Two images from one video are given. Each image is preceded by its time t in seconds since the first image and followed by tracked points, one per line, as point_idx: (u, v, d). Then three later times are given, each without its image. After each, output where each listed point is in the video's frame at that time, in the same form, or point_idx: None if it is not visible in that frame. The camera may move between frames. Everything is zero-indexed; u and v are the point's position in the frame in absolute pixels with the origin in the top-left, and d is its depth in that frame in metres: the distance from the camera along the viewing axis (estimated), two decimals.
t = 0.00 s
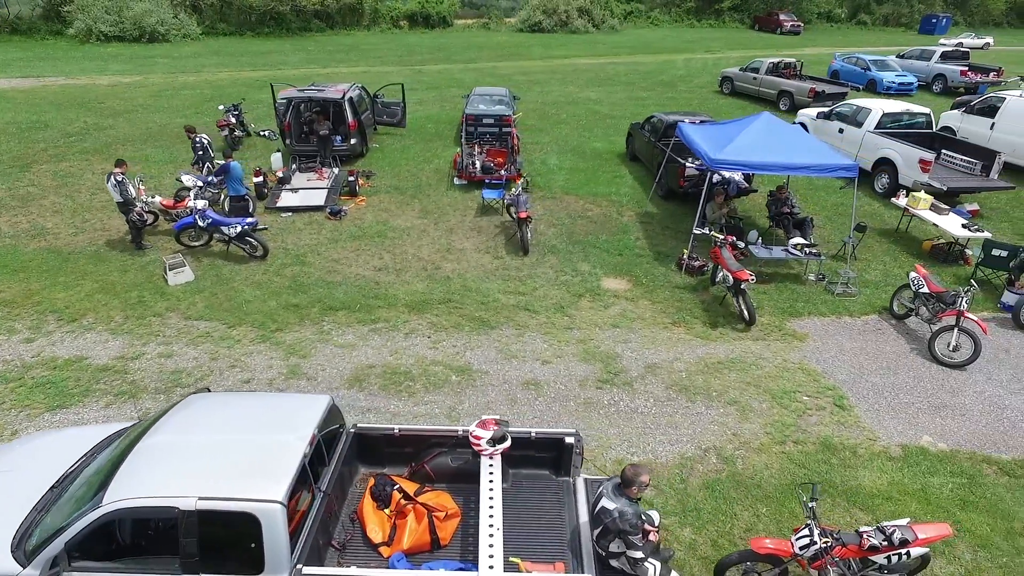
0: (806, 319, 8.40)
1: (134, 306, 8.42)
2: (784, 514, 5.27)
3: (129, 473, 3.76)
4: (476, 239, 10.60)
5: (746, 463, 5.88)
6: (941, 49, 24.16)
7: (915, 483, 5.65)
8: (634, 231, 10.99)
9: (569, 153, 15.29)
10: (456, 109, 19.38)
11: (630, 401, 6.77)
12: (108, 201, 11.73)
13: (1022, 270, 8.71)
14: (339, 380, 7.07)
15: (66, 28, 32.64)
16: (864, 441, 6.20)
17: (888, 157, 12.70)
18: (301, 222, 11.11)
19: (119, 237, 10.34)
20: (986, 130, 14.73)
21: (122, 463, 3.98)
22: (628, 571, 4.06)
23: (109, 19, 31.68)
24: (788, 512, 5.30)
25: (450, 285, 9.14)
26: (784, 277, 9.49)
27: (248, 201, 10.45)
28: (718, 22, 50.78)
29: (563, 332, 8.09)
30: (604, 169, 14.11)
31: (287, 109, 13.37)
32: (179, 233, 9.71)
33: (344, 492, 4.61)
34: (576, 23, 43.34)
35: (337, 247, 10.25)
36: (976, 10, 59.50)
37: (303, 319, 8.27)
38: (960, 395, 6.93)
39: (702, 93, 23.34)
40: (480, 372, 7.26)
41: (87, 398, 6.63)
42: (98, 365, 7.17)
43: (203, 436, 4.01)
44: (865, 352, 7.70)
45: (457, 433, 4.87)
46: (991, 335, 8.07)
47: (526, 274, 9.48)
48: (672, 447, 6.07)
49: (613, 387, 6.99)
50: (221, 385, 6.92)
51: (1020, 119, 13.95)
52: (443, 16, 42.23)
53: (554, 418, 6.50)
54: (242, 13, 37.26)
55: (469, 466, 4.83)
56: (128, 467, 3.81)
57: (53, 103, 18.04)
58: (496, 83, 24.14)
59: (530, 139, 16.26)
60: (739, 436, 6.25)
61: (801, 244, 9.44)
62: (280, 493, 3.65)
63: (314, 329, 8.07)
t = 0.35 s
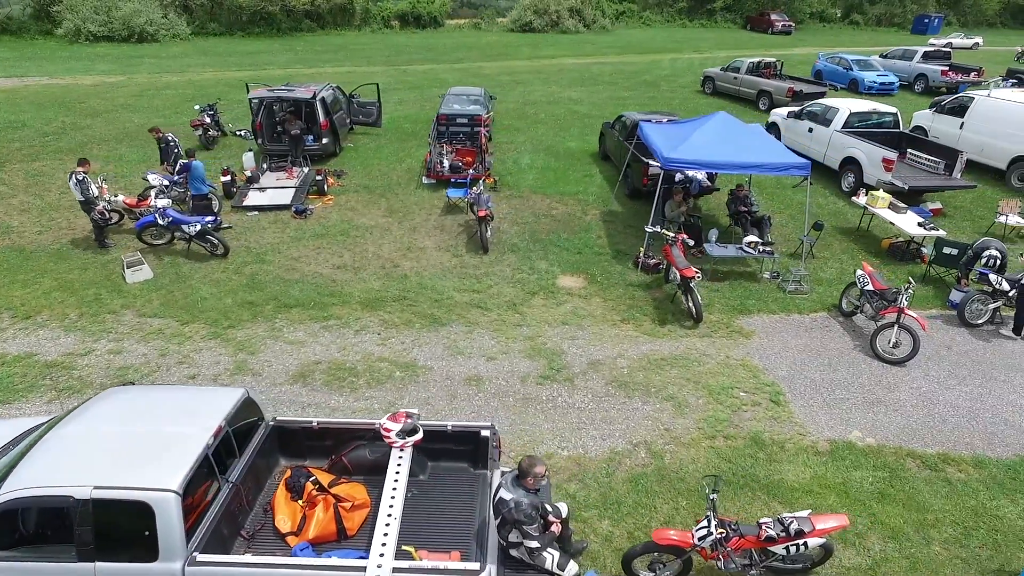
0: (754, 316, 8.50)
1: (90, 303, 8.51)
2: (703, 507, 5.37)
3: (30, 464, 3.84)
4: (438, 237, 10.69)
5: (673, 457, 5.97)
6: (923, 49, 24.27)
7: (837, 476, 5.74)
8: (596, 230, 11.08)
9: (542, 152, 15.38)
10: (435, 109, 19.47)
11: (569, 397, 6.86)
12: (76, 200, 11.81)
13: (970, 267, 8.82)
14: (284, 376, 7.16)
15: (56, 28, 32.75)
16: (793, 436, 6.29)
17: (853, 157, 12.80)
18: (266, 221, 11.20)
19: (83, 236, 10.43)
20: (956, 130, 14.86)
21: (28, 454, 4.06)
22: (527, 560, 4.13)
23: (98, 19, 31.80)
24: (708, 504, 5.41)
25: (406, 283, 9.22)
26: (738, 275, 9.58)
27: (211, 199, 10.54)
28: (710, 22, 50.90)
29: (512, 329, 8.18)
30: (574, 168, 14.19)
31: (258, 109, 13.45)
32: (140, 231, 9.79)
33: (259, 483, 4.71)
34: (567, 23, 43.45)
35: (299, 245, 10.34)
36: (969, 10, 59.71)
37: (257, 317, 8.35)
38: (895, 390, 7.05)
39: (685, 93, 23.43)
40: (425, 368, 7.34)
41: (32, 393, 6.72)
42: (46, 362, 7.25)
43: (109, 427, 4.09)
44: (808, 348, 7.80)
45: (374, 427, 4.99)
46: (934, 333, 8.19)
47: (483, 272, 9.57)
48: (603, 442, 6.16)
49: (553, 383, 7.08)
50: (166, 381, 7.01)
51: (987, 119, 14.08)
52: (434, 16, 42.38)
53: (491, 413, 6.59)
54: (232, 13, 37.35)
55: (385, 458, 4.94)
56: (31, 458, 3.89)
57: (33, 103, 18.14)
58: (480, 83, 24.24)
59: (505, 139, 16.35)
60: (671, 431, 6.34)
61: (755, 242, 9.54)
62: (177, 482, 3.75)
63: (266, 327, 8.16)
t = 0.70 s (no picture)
0: (701, 314, 8.56)
1: (42, 301, 8.58)
2: (618, 500, 5.46)
3: None
4: (398, 236, 10.76)
5: (598, 452, 6.04)
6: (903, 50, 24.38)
7: (756, 471, 5.82)
8: (556, 229, 11.14)
9: (514, 151, 15.47)
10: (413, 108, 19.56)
11: (504, 393, 6.93)
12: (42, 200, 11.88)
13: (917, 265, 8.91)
14: (225, 372, 7.23)
15: (44, 28, 32.87)
16: (720, 431, 6.36)
17: (817, 156, 12.88)
18: (229, 219, 11.27)
19: (44, 235, 10.50)
20: (924, 130, 14.97)
21: None
22: (423, 550, 4.25)
23: (86, 19, 31.92)
24: (625, 497, 5.49)
25: (359, 281, 9.29)
26: (691, 273, 9.65)
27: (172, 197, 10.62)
28: (701, 22, 51.06)
29: (459, 326, 8.25)
30: (543, 167, 14.27)
31: (228, 109, 13.52)
32: (98, 230, 9.87)
33: (170, 475, 4.77)
34: (556, 23, 43.57)
35: (258, 243, 10.41)
36: (961, 10, 59.96)
37: (206, 314, 8.42)
38: (829, 387, 7.11)
39: (666, 93, 23.51)
40: (366, 365, 7.41)
41: None
42: None
43: (9, 416, 4.14)
44: (749, 345, 7.86)
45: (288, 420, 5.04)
46: (876, 330, 8.27)
47: (437, 270, 9.65)
48: (531, 437, 6.23)
49: (491, 380, 7.15)
50: (107, 377, 7.07)
51: (954, 118, 14.18)
52: (424, 16, 42.54)
53: (425, 409, 6.66)
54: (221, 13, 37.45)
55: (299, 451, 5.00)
56: None
57: (11, 103, 18.23)
58: (462, 83, 24.34)
59: (478, 138, 16.43)
60: (600, 426, 6.42)
61: (707, 240, 9.60)
62: (68, 472, 3.82)
63: (214, 324, 8.22)
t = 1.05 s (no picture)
0: (644, 312, 8.64)
1: None
2: (531, 493, 5.53)
3: None
4: (355, 234, 10.83)
5: (519, 447, 6.11)
6: (883, 50, 24.50)
7: (672, 465, 5.88)
8: (513, 227, 11.22)
9: (483, 150, 15.55)
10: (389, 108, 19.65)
11: (436, 389, 7.00)
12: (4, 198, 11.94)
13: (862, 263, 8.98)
14: (162, 368, 7.29)
15: (30, 28, 32.97)
16: (644, 426, 6.43)
17: (779, 155, 12.95)
18: (188, 217, 11.33)
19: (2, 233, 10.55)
20: (890, 129, 15.05)
21: None
22: (313, 540, 4.32)
23: (72, 19, 32.01)
24: (538, 491, 5.56)
25: (309, 278, 9.35)
26: (640, 272, 9.72)
27: (129, 196, 10.66)
28: (692, 22, 51.22)
29: (402, 323, 8.32)
30: (510, 166, 14.34)
31: (195, 108, 13.57)
32: (53, 228, 9.93)
33: (75, 468, 4.84)
34: (546, 23, 43.69)
35: (214, 242, 10.47)
36: (953, 10, 60.19)
37: (152, 311, 8.48)
38: (759, 382, 7.19)
39: (645, 92, 23.60)
40: (303, 361, 7.48)
41: None
42: None
43: None
44: (686, 342, 7.93)
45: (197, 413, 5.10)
46: (815, 327, 8.34)
47: (389, 268, 9.72)
48: (455, 432, 6.30)
49: (425, 375, 7.22)
50: (43, 373, 7.13)
51: (918, 118, 14.26)
52: (413, 16, 42.70)
53: (354, 404, 6.73)
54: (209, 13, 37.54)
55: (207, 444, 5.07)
56: None
57: None
58: (442, 83, 24.42)
59: (449, 138, 16.53)
60: (525, 422, 6.49)
61: (656, 238, 9.65)
62: None
63: (159, 320, 8.28)
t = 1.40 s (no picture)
0: (584, 309, 8.70)
1: None
2: (439, 487, 5.60)
3: None
4: (310, 232, 10.91)
5: (437, 441, 6.18)
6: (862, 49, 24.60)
7: (585, 460, 5.95)
8: (468, 225, 11.28)
9: (451, 149, 15.63)
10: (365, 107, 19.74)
11: (365, 384, 7.07)
12: None
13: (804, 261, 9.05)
14: (97, 364, 7.35)
15: (17, 28, 33.05)
16: (564, 422, 6.50)
17: (740, 154, 13.01)
18: (146, 216, 11.39)
19: None
20: (856, 127, 15.12)
21: None
22: (202, 530, 4.38)
23: (58, 19, 32.09)
24: (447, 485, 5.63)
25: (257, 276, 9.42)
26: (589, 269, 9.79)
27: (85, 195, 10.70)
28: (682, 22, 51.36)
29: (343, 320, 8.39)
30: (475, 165, 14.41)
31: (160, 108, 13.65)
32: (6, 226, 9.97)
33: None
34: (534, 23, 43.80)
35: (168, 240, 10.54)
36: (945, 10, 60.39)
37: (96, 308, 8.53)
38: (687, 379, 7.26)
39: (624, 92, 23.68)
40: (238, 357, 7.54)
41: None
42: None
43: None
44: (621, 339, 8.00)
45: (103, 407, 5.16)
46: (753, 323, 8.41)
47: (339, 265, 9.79)
48: (376, 426, 6.38)
49: (356, 372, 7.30)
50: None
51: (882, 117, 14.33)
52: (402, 16, 42.85)
53: (282, 399, 6.80)
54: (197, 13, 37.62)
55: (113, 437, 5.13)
56: None
57: None
58: (422, 82, 24.51)
59: (419, 138, 16.62)
60: (447, 417, 6.56)
61: (603, 236, 9.69)
62: None
63: (101, 317, 8.34)
